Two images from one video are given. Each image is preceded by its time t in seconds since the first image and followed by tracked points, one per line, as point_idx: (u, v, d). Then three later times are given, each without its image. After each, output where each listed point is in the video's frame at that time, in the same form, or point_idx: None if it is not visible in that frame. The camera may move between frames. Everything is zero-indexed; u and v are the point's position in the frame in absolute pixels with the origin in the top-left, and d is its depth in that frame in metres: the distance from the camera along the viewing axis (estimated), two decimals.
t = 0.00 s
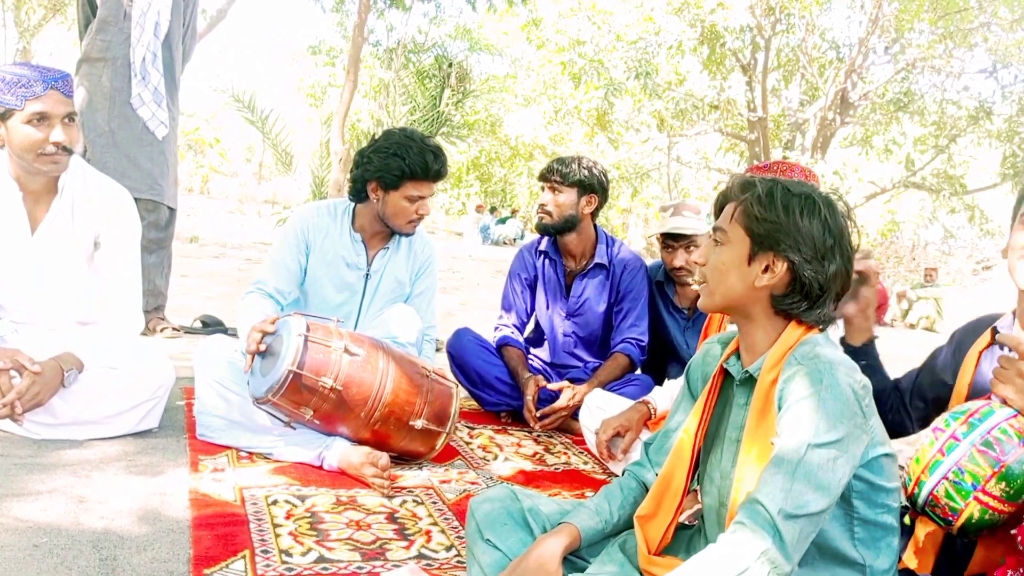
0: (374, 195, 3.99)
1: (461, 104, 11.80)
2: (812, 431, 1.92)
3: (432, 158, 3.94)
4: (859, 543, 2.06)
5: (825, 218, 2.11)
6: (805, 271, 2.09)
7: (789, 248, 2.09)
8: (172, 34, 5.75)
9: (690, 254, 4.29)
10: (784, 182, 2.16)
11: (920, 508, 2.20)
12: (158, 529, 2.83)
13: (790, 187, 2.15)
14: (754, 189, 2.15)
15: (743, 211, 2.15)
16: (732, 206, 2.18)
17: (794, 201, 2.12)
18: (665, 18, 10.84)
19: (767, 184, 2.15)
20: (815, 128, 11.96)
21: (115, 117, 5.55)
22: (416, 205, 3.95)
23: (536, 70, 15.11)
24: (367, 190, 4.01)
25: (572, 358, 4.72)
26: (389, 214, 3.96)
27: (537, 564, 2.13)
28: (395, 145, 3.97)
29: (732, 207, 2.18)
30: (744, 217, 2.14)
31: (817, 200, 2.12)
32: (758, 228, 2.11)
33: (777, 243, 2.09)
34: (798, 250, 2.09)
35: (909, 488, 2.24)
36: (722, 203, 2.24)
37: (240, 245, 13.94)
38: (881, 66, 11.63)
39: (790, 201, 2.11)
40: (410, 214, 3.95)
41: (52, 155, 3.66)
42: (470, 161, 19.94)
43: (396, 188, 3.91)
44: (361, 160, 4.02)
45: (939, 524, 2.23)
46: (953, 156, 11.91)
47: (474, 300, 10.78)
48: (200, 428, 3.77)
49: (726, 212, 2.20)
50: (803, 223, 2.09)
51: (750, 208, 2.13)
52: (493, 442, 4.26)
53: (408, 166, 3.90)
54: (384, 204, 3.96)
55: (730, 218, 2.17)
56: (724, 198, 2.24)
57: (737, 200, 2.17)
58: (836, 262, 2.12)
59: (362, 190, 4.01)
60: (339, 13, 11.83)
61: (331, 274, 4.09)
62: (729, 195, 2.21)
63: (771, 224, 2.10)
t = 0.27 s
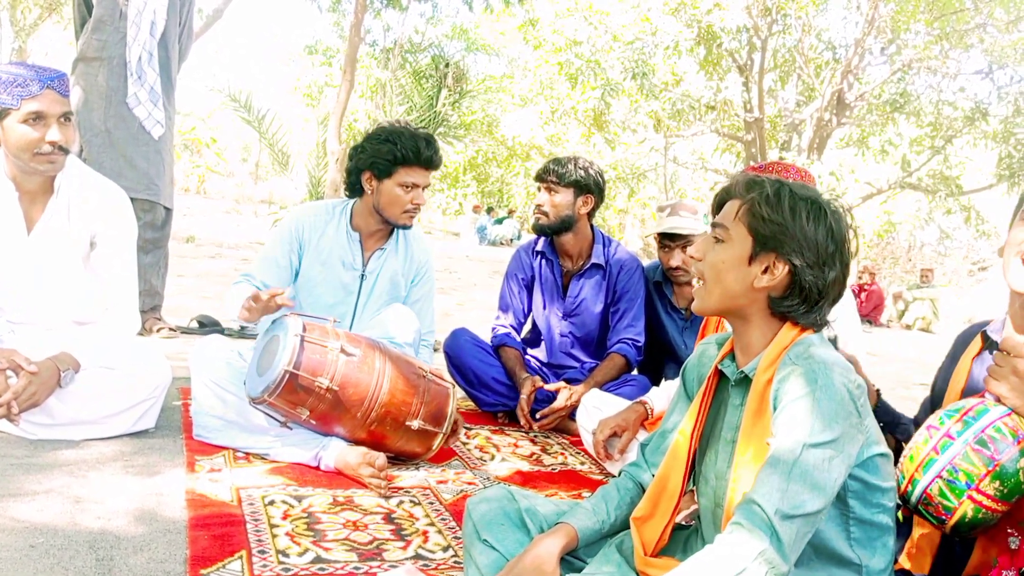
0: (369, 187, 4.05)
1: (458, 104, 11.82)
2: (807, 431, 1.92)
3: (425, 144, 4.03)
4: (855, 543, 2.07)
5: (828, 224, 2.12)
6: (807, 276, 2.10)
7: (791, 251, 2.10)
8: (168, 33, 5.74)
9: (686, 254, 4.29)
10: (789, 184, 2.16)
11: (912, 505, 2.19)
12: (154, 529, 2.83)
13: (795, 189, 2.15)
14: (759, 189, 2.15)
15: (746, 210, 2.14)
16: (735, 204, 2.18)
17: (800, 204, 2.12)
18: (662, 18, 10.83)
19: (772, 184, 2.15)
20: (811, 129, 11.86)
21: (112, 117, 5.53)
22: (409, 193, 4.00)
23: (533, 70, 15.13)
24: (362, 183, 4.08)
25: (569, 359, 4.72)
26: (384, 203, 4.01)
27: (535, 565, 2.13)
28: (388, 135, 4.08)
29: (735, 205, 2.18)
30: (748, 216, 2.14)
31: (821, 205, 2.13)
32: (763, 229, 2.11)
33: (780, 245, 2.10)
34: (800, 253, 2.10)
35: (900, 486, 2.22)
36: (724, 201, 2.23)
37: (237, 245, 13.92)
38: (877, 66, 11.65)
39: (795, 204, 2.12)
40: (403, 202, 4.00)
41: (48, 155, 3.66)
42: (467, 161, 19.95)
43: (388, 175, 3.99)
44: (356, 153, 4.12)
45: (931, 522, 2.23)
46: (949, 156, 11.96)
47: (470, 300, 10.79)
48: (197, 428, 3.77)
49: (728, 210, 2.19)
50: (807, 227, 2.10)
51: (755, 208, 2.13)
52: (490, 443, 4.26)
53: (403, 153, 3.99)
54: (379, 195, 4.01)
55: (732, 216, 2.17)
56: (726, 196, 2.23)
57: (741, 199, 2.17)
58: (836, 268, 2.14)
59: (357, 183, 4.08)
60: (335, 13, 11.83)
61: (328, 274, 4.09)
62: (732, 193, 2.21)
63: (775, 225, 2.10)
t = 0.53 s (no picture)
0: (369, 175, 4.15)
1: (458, 104, 11.81)
2: (807, 431, 1.92)
3: (422, 129, 4.16)
4: (855, 543, 2.07)
5: (833, 226, 2.13)
6: (811, 277, 2.11)
7: (797, 252, 2.10)
8: (168, 32, 5.74)
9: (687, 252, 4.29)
10: (795, 185, 2.17)
11: (910, 496, 2.20)
12: (155, 529, 2.83)
13: (801, 190, 2.16)
14: (764, 189, 2.15)
15: (752, 210, 2.14)
16: (740, 204, 2.18)
17: (806, 206, 2.13)
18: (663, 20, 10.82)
19: (777, 185, 2.15)
20: (812, 129, 11.86)
21: (112, 117, 5.53)
22: (409, 174, 4.09)
23: (533, 71, 15.14)
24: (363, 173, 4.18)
25: (569, 359, 4.72)
26: (383, 188, 4.08)
27: (534, 566, 2.14)
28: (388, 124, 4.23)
29: (740, 204, 2.18)
30: (753, 216, 2.14)
31: (825, 206, 2.14)
32: (769, 229, 2.11)
33: (785, 246, 2.10)
34: (805, 254, 2.10)
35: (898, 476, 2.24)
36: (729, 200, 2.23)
37: (237, 245, 13.92)
38: (877, 68, 11.65)
39: (802, 205, 2.12)
40: (401, 184, 4.07)
41: (49, 155, 3.66)
42: (467, 161, 19.95)
43: (387, 159, 4.11)
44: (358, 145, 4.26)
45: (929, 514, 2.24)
46: (949, 157, 11.98)
47: (471, 300, 10.79)
48: (197, 427, 3.77)
49: (733, 209, 2.19)
50: (813, 229, 2.11)
51: (761, 208, 2.13)
52: (490, 443, 4.26)
53: (405, 135, 4.11)
54: (378, 180, 4.10)
55: (738, 216, 2.17)
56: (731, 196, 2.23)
57: (746, 199, 2.17)
58: (839, 270, 2.15)
59: (358, 173, 4.19)
60: (336, 13, 11.83)
61: (328, 273, 4.09)
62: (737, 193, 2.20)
63: (782, 226, 2.10)
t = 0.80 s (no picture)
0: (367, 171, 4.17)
1: (458, 105, 11.82)
2: (807, 433, 1.93)
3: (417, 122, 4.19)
4: (854, 546, 2.07)
5: (820, 224, 2.10)
6: (798, 276, 2.09)
7: (781, 253, 2.08)
8: (167, 31, 5.74)
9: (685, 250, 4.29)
10: (781, 185, 2.15)
11: (917, 504, 2.20)
12: (153, 528, 2.83)
13: (787, 190, 2.14)
14: (750, 192, 2.15)
15: (738, 213, 2.15)
16: (728, 208, 2.19)
17: (790, 206, 2.11)
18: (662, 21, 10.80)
19: (764, 187, 2.15)
20: (811, 131, 11.91)
21: (110, 116, 5.53)
22: (405, 166, 4.10)
23: (533, 72, 15.16)
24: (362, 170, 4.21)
25: (567, 360, 4.72)
26: (379, 180, 4.09)
27: (533, 566, 2.13)
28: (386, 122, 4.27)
29: (728, 209, 2.19)
30: (739, 219, 2.14)
31: (812, 205, 2.11)
32: (753, 232, 2.11)
33: (769, 248, 2.09)
34: (790, 255, 2.08)
35: (907, 483, 2.23)
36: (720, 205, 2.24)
37: (235, 244, 13.92)
38: (875, 70, 11.66)
39: (786, 206, 2.11)
40: (397, 175, 4.07)
41: (48, 153, 3.65)
42: (467, 161, 19.96)
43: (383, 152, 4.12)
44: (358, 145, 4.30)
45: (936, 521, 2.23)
46: (948, 160, 12.01)
47: (469, 301, 10.79)
48: (196, 427, 3.77)
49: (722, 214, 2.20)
50: (797, 229, 2.09)
51: (746, 211, 2.13)
52: (489, 443, 4.26)
53: (405, 128, 4.14)
54: (375, 174, 4.11)
55: (725, 220, 2.18)
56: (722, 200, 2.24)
57: (733, 203, 2.18)
58: (829, 268, 2.11)
59: (358, 170, 4.21)
60: (335, 13, 11.82)
61: (329, 272, 4.09)
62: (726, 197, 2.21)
63: (764, 228, 2.09)
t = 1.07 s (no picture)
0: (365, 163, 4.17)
1: (456, 103, 11.79)
2: (803, 432, 1.93)
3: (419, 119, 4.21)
4: (850, 544, 2.07)
5: (816, 221, 2.10)
6: (793, 274, 2.09)
7: (777, 250, 2.09)
8: (164, 29, 5.73)
9: (680, 246, 4.29)
10: (779, 183, 2.15)
11: (913, 505, 2.21)
12: (150, 526, 2.83)
13: (786, 188, 2.14)
14: (749, 189, 2.15)
15: (736, 209, 2.15)
16: (727, 204, 2.19)
17: (788, 204, 2.11)
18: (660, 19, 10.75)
19: (762, 185, 2.15)
20: (809, 129, 11.91)
21: (107, 114, 5.52)
22: (400, 155, 4.07)
23: (531, 70, 15.14)
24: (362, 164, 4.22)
25: (565, 358, 4.72)
26: (375, 169, 4.08)
27: (531, 565, 2.13)
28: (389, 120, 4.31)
29: (727, 205, 2.19)
30: (737, 216, 2.14)
31: (810, 202, 2.11)
32: (750, 228, 2.11)
33: (766, 245, 2.09)
34: (785, 253, 2.09)
35: (903, 485, 2.24)
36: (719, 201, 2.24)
37: (233, 242, 13.90)
38: (873, 67, 11.66)
39: (783, 203, 2.11)
40: (390, 163, 4.06)
41: (45, 151, 3.65)
42: (464, 159, 19.95)
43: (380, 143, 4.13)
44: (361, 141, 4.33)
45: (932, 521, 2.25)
46: (945, 158, 12.01)
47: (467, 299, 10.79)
48: (194, 426, 3.77)
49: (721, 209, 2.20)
50: (794, 226, 2.09)
51: (744, 207, 2.13)
52: (486, 441, 4.27)
53: (406, 120, 4.16)
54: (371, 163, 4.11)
55: (723, 216, 2.18)
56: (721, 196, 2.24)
57: (732, 199, 2.18)
58: (824, 266, 2.11)
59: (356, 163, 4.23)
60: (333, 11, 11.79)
61: (327, 269, 4.09)
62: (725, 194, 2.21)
63: (762, 225, 2.09)
